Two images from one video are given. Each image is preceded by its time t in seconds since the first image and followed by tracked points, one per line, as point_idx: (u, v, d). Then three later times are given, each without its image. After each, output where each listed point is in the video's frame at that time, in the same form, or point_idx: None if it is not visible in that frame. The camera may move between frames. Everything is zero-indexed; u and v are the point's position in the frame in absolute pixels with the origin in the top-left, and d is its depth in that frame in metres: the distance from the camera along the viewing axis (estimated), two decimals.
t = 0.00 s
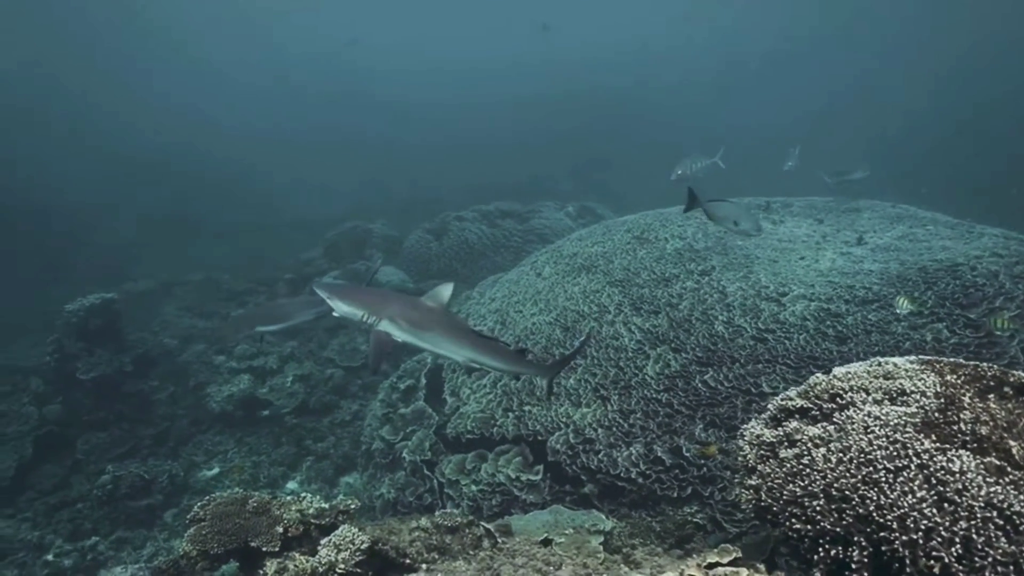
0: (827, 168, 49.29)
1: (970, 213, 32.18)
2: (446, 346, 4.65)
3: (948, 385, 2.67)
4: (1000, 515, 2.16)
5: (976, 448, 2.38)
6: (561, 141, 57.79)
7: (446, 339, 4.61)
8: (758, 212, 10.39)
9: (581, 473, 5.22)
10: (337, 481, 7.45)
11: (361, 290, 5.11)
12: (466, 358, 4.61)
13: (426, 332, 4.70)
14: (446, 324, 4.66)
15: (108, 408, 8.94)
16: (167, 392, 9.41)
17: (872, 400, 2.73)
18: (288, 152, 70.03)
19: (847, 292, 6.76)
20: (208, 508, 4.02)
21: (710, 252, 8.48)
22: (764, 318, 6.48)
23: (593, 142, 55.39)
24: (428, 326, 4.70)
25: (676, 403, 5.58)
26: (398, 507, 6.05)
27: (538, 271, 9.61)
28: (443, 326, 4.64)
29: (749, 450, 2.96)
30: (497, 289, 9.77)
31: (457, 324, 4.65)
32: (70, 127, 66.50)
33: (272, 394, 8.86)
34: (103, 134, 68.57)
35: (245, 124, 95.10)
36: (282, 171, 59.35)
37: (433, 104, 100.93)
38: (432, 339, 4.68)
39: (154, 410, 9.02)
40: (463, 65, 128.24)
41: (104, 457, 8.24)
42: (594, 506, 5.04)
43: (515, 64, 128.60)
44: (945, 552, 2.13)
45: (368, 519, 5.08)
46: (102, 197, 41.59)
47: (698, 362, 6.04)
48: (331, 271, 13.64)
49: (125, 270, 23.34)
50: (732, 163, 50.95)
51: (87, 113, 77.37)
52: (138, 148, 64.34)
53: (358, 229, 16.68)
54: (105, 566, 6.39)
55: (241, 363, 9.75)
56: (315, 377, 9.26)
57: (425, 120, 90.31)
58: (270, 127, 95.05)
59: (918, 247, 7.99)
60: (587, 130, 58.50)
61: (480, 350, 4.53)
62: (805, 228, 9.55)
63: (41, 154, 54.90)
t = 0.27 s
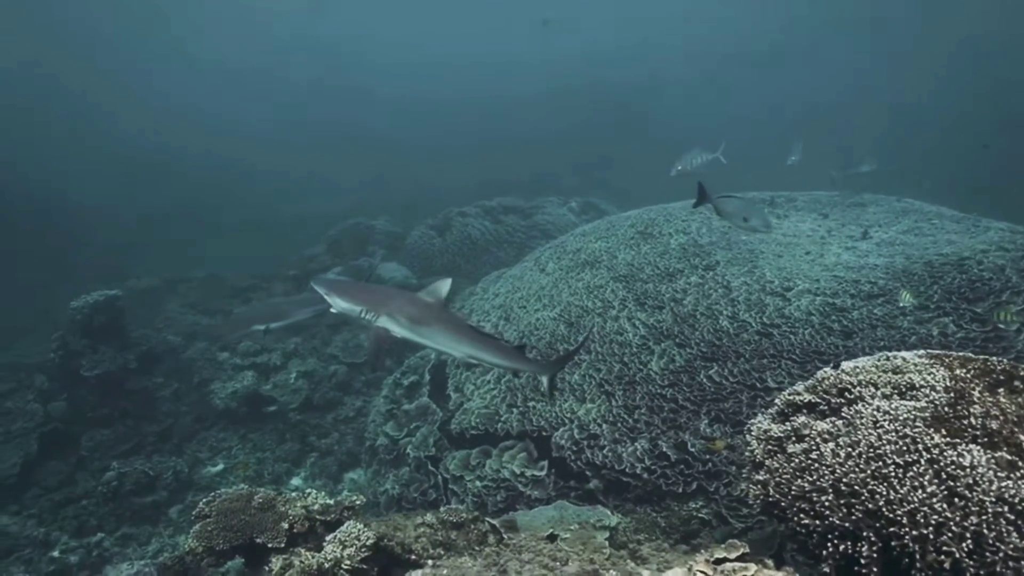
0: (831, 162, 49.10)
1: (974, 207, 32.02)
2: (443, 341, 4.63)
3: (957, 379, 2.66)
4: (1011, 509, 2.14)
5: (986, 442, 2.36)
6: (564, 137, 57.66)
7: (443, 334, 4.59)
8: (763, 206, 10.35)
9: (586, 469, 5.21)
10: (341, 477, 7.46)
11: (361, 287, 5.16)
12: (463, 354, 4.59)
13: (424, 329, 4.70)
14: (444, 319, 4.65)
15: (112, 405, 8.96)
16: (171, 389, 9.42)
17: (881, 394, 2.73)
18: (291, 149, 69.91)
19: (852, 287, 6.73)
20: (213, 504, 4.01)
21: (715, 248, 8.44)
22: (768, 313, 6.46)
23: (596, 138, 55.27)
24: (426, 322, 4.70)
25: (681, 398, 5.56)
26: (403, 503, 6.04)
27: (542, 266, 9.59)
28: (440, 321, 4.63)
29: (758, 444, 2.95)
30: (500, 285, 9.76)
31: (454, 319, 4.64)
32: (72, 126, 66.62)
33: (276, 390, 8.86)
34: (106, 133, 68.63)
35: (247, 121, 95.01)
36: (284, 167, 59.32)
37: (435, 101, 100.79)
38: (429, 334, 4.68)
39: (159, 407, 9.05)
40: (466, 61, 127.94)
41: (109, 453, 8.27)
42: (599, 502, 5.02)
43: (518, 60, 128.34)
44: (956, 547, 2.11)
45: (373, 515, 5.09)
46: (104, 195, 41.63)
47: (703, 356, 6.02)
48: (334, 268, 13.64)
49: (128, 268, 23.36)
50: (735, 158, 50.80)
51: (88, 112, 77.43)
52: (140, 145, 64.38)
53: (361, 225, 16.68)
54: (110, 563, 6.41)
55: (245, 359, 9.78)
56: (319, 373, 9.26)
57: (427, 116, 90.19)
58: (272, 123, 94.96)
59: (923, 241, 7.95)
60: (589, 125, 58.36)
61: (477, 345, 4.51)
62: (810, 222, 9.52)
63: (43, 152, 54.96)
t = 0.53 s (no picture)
0: (831, 160, 49.04)
1: (973, 204, 31.99)
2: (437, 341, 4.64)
3: (962, 375, 2.65)
4: (1019, 504, 2.12)
5: (993, 438, 2.35)
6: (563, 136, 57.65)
7: (437, 334, 4.59)
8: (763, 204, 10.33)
9: (587, 468, 5.20)
10: (342, 478, 7.45)
11: (355, 288, 5.16)
12: (457, 353, 4.59)
13: (418, 328, 4.70)
14: (438, 319, 4.65)
15: (112, 407, 8.95)
16: (171, 391, 9.41)
17: (886, 391, 2.73)
18: (289, 149, 69.83)
19: (853, 284, 6.72)
20: (215, 506, 4.01)
21: (715, 245, 8.43)
22: (769, 311, 6.45)
23: (594, 138, 55.27)
24: (420, 322, 4.70)
25: (683, 396, 5.55)
26: (404, 504, 6.03)
27: (541, 265, 9.58)
28: (435, 320, 4.62)
29: (762, 442, 2.96)
30: (500, 284, 9.75)
31: (448, 319, 4.64)
32: (70, 128, 66.58)
33: (276, 391, 8.85)
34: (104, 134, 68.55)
35: (245, 121, 94.92)
36: (283, 168, 59.25)
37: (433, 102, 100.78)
38: (424, 334, 4.68)
39: (159, 409, 9.03)
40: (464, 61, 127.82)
41: (109, 456, 8.26)
42: (601, 500, 5.01)
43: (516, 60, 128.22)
44: (962, 543, 2.10)
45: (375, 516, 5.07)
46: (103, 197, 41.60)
47: (704, 355, 6.01)
48: (334, 268, 13.64)
49: (127, 269, 23.34)
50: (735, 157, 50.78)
51: (86, 113, 77.35)
52: (138, 146, 64.28)
53: (360, 225, 16.67)
54: (111, 565, 6.41)
55: (245, 361, 9.76)
56: (319, 375, 9.26)
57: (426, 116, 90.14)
58: (270, 123, 94.85)
59: (922, 238, 7.95)
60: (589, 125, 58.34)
61: (471, 345, 4.50)
62: (809, 219, 9.52)
63: (41, 154, 54.90)
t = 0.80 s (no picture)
0: (830, 162, 49.07)
1: (973, 206, 32.01)
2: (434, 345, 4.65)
3: (967, 376, 2.65)
4: None
5: (1001, 438, 2.34)
6: (562, 139, 57.72)
7: (434, 337, 4.61)
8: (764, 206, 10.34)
9: (590, 471, 5.18)
10: (344, 484, 7.43)
11: (346, 292, 5.11)
12: (454, 356, 4.61)
13: (413, 331, 4.70)
14: (435, 322, 4.67)
15: (113, 413, 8.93)
16: (171, 397, 9.39)
17: (892, 393, 2.72)
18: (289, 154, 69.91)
19: (854, 285, 6.72)
20: (217, 511, 3.98)
21: (715, 248, 8.43)
22: (771, 313, 6.44)
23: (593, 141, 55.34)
24: (416, 325, 4.71)
25: (685, 399, 5.53)
26: (406, 509, 6.01)
27: (542, 269, 9.57)
28: (432, 324, 4.64)
29: (767, 445, 2.95)
30: (501, 288, 9.76)
31: (445, 322, 4.66)
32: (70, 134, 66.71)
33: (277, 397, 8.83)
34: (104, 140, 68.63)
35: (245, 126, 94.91)
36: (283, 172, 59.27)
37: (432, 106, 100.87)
38: (421, 338, 4.70)
39: (160, 415, 9.00)
40: (463, 66, 128.02)
41: (110, 461, 8.24)
42: (604, 504, 4.99)
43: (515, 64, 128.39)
44: (972, 546, 2.08)
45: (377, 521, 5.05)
46: (103, 203, 41.66)
47: (706, 357, 6.00)
48: (334, 273, 13.63)
49: (127, 274, 23.33)
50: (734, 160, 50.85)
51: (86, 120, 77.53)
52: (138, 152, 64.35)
53: (360, 230, 16.68)
54: (112, 572, 6.39)
55: (246, 367, 9.75)
56: (320, 380, 9.24)
57: (426, 120, 90.26)
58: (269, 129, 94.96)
59: (923, 240, 7.95)
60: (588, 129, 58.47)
61: (468, 347, 4.53)
62: (810, 221, 9.52)
63: (41, 160, 55.00)
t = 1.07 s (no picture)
0: (834, 164, 49.02)
1: (978, 207, 31.90)
2: (435, 348, 4.72)
3: (979, 376, 2.64)
4: None
5: (1013, 439, 2.33)
6: (565, 142, 57.76)
7: (435, 341, 4.68)
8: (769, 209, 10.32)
9: (597, 475, 5.16)
10: (349, 488, 7.41)
11: (349, 298, 5.21)
12: (454, 359, 4.67)
13: (415, 336, 4.78)
14: (436, 326, 4.74)
15: (119, 418, 8.95)
16: (177, 402, 9.38)
17: (902, 394, 2.72)
18: (292, 159, 70.11)
19: (860, 287, 6.70)
20: (225, 516, 3.98)
21: (721, 251, 8.41)
22: (777, 315, 6.42)
23: (596, 144, 55.34)
24: (417, 330, 4.79)
25: (691, 402, 5.52)
26: (412, 513, 5.99)
27: (547, 272, 9.57)
28: (433, 328, 4.72)
29: (777, 447, 2.95)
30: (505, 292, 9.76)
31: (446, 327, 4.73)
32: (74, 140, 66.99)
33: (283, 401, 8.83)
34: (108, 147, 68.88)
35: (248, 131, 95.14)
36: (286, 177, 59.35)
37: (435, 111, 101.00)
38: (422, 342, 4.77)
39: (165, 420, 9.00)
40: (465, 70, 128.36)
41: (116, 467, 8.24)
42: (611, 508, 4.97)
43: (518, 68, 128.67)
44: (986, 548, 2.07)
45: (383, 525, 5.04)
46: (108, 209, 41.74)
47: (712, 360, 5.98)
48: (339, 278, 13.64)
49: (132, 280, 23.39)
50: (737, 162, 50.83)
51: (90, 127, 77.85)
52: (142, 159, 64.53)
53: (364, 234, 16.70)
54: None
55: (251, 371, 9.76)
56: (325, 384, 9.24)
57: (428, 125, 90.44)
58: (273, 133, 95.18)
59: (929, 242, 7.92)
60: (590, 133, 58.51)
61: (468, 350, 4.58)
62: (814, 224, 9.50)
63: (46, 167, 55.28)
